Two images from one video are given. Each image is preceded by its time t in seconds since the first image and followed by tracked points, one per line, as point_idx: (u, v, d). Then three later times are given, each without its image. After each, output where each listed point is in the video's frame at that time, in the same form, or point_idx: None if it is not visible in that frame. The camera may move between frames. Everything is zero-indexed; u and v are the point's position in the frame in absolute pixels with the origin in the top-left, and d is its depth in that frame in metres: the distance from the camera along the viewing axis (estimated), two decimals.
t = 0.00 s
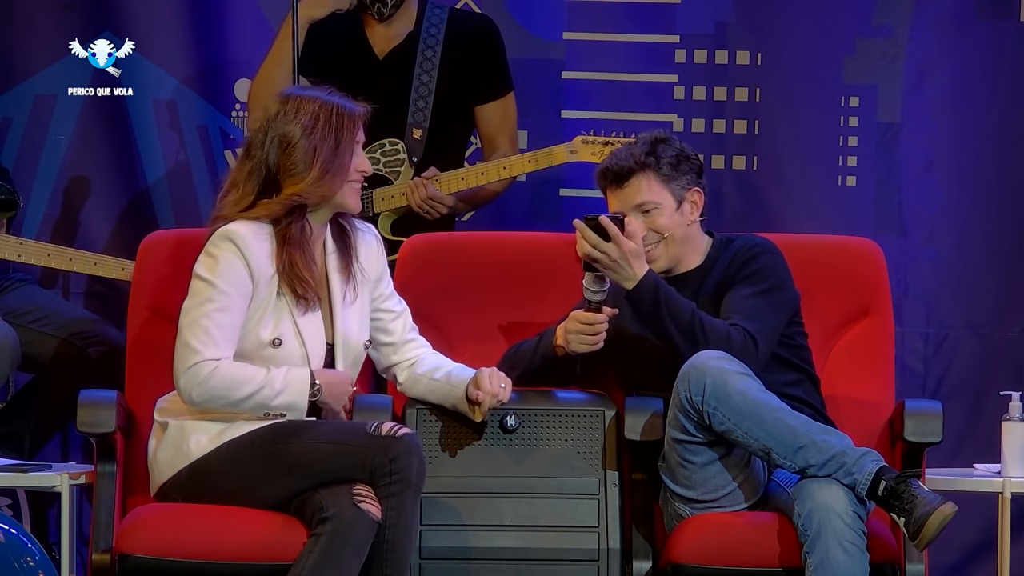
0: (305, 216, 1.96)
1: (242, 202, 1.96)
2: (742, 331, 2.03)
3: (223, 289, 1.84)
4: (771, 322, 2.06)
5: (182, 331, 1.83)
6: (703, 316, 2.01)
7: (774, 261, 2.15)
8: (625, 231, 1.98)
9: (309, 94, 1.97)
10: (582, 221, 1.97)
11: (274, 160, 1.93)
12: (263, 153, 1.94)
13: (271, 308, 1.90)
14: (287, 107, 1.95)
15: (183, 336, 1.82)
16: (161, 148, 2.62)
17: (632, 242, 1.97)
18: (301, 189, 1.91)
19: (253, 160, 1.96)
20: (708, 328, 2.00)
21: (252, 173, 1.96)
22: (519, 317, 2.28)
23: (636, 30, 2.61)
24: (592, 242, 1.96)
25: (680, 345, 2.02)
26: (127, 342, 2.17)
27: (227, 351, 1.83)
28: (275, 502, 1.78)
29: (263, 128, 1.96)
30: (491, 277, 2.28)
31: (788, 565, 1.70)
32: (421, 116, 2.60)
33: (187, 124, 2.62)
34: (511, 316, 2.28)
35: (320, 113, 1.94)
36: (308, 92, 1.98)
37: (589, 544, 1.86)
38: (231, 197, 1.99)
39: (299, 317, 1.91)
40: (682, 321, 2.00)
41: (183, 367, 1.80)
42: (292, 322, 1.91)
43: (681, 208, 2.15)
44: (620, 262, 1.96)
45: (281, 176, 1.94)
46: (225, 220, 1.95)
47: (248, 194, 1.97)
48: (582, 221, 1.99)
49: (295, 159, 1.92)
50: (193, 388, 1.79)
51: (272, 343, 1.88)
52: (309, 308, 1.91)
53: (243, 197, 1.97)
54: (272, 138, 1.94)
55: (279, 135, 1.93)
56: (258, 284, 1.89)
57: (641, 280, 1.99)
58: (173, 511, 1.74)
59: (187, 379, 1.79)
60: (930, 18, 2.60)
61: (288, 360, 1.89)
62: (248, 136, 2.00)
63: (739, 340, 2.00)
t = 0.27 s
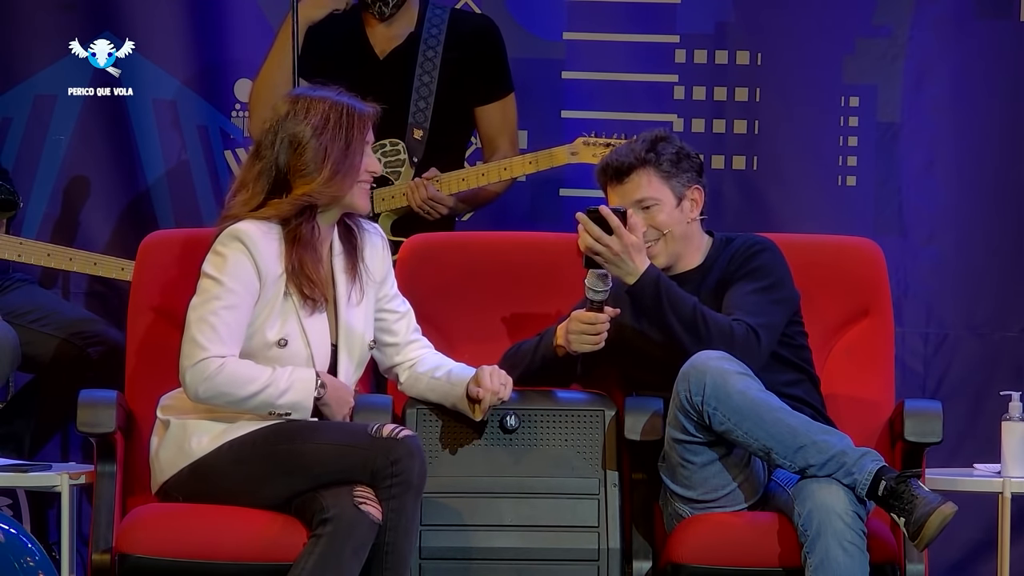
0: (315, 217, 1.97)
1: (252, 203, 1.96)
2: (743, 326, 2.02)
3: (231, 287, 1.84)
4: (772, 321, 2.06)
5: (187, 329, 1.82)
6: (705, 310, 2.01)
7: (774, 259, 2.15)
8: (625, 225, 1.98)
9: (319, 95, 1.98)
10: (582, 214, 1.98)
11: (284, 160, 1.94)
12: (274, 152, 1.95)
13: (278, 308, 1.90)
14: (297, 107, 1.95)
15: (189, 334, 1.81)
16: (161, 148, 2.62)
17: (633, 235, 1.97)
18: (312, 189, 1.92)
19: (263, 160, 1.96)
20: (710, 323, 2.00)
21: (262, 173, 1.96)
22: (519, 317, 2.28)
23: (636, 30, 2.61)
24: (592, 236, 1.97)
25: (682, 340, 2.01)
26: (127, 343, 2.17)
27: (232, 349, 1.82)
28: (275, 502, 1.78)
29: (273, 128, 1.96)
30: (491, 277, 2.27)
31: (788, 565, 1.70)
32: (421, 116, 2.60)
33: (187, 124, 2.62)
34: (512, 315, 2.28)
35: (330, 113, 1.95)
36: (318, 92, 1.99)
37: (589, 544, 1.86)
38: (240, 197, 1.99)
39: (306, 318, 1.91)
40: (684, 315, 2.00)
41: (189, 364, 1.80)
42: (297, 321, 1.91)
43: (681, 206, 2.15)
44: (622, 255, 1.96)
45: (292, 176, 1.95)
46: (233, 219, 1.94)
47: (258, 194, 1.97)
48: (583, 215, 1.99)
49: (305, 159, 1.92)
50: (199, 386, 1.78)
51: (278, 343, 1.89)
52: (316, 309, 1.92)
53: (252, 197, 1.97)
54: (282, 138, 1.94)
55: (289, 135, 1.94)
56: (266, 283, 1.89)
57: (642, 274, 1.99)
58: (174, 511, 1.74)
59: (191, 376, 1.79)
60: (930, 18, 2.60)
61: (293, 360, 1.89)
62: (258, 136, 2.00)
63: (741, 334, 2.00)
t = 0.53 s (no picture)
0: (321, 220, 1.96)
1: (257, 206, 1.95)
2: (745, 323, 2.02)
3: (241, 290, 1.84)
4: (774, 321, 2.06)
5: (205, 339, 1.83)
6: (705, 308, 2.00)
7: (775, 258, 2.16)
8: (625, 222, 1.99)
9: (323, 97, 1.96)
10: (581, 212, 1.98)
11: (289, 163, 1.93)
12: (278, 156, 1.93)
13: (286, 310, 1.90)
14: (301, 110, 1.94)
15: (206, 343, 1.82)
16: (161, 147, 2.62)
17: (632, 232, 1.97)
18: (317, 192, 1.91)
19: (267, 164, 1.94)
20: (712, 321, 1.99)
21: (266, 176, 1.94)
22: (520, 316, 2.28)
23: (636, 30, 2.61)
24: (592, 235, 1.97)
25: (684, 338, 2.01)
26: (127, 343, 2.17)
27: (248, 349, 1.82)
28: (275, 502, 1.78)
29: (276, 130, 1.95)
30: (492, 276, 2.28)
31: (788, 565, 1.70)
32: (422, 117, 2.60)
33: (187, 124, 2.62)
34: (512, 315, 2.28)
35: (334, 116, 1.94)
36: (321, 94, 1.98)
37: (589, 544, 1.86)
38: (245, 200, 1.98)
39: (311, 321, 1.91)
40: (685, 312, 1.99)
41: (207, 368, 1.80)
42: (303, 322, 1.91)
43: (681, 204, 2.15)
44: (623, 252, 1.97)
45: (297, 179, 1.93)
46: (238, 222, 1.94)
47: (263, 199, 1.95)
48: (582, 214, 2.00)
49: (310, 162, 1.91)
50: (218, 390, 1.79)
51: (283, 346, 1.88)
52: (321, 312, 1.92)
53: (257, 201, 1.95)
54: (286, 141, 1.93)
55: (294, 138, 1.92)
56: (273, 285, 1.89)
57: (641, 273, 1.99)
58: (174, 511, 1.74)
59: (211, 381, 1.79)
60: (930, 18, 2.60)
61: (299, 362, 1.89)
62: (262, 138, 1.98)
63: (742, 332, 2.00)
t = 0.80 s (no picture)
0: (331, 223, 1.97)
1: (266, 214, 1.95)
2: (745, 322, 2.02)
3: (274, 298, 1.84)
4: (774, 320, 2.06)
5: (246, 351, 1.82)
6: (706, 308, 2.00)
7: (775, 258, 2.16)
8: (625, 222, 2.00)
9: (325, 99, 1.96)
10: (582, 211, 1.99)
11: (295, 168, 1.93)
12: (284, 162, 1.93)
13: (305, 315, 1.89)
14: (304, 114, 1.94)
15: (248, 354, 1.81)
16: (160, 147, 2.62)
17: (633, 233, 1.98)
18: (326, 195, 1.91)
19: (274, 172, 1.95)
20: (712, 321, 1.99)
21: (273, 182, 1.95)
22: (521, 316, 2.28)
23: (636, 30, 2.61)
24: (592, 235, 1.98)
25: (685, 338, 2.00)
26: (127, 343, 2.17)
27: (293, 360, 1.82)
28: (275, 503, 1.78)
29: (280, 138, 1.95)
30: (493, 276, 2.28)
31: (788, 565, 1.70)
32: (422, 117, 2.60)
33: (187, 124, 2.62)
34: (513, 314, 2.28)
35: (337, 117, 1.93)
36: (323, 97, 1.97)
37: (589, 544, 1.86)
38: (253, 208, 1.97)
39: (325, 327, 1.90)
40: (685, 311, 1.99)
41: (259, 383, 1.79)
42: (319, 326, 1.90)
43: (682, 203, 2.15)
44: (624, 252, 1.97)
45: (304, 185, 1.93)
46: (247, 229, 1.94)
47: (273, 207, 1.96)
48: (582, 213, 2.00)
49: (317, 166, 1.90)
50: (275, 405, 1.77)
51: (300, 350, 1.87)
52: (335, 317, 1.91)
53: (267, 209, 1.96)
54: (292, 147, 1.93)
55: (299, 143, 1.92)
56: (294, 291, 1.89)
57: (642, 272, 1.99)
58: (174, 512, 1.74)
59: (265, 396, 1.78)
60: (930, 18, 2.60)
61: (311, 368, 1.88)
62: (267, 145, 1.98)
63: (742, 332, 2.00)
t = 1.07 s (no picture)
0: (354, 229, 1.96)
1: (289, 225, 1.93)
2: (746, 322, 2.02)
3: (299, 309, 1.83)
4: (776, 320, 2.06)
5: (269, 359, 1.81)
6: (708, 307, 2.00)
7: (776, 257, 2.16)
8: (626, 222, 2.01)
9: (339, 106, 1.94)
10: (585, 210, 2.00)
11: (315, 177, 1.91)
12: (304, 172, 1.91)
13: (325, 324, 1.89)
14: (318, 123, 1.92)
15: (273, 364, 1.80)
16: (160, 147, 2.62)
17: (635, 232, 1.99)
18: (349, 202, 1.90)
19: (294, 182, 1.93)
20: (714, 321, 1.99)
21: (294, 192, 1.93)
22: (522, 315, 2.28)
23: (637, 30, 2.61)
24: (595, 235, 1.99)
25: (688, 338, 2.00)
26: (127, 344, 2.17)
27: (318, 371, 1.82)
28: (275, 502, 1.78)
29: (298, 146, 1.93)
30: (494, 276, 2.28)
31: (788, 565, 1.70)
32: (423, 117, 2.60)
33: (187, 124, 2.62)
34: (513, 314, 2.28)
35: (352, 123, 1.91)
36: (336, 104, 1.95)
37: (588, 544, 1.86)
38: (275, 220, 1.95)
39: (345, 337, 1.90)
40: (686, 311, 1.99)
41: (284, 396, 1.78)
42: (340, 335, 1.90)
43: (683, 203, 2.15)
44: (626, 251, 1.98)
45: (326, 194, 1.91)
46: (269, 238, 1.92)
47: (294, 218, 1.93)
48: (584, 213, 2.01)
49: (337, 173, 1.89)
50: (297, 416, 1.78)
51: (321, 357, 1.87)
52: (357, 328, 1.91)
53: (289, 221, 1.93)
54: (311, 155, 1.91)
55: (318, 152, 1.91)
56: (318, 301, 1.88)
57: (645, 271, 2.00)
58: (175, 512, 1.74)
59: (289, 408, 1.78)
60: (930, 18, 2.60)
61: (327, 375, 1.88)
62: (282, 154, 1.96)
63: (744, 331, 2.00)
